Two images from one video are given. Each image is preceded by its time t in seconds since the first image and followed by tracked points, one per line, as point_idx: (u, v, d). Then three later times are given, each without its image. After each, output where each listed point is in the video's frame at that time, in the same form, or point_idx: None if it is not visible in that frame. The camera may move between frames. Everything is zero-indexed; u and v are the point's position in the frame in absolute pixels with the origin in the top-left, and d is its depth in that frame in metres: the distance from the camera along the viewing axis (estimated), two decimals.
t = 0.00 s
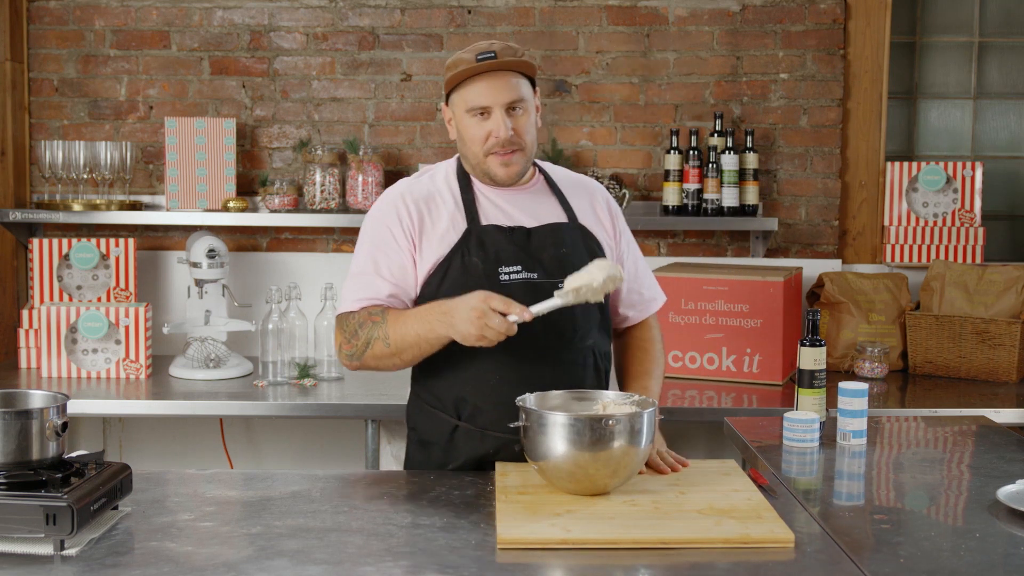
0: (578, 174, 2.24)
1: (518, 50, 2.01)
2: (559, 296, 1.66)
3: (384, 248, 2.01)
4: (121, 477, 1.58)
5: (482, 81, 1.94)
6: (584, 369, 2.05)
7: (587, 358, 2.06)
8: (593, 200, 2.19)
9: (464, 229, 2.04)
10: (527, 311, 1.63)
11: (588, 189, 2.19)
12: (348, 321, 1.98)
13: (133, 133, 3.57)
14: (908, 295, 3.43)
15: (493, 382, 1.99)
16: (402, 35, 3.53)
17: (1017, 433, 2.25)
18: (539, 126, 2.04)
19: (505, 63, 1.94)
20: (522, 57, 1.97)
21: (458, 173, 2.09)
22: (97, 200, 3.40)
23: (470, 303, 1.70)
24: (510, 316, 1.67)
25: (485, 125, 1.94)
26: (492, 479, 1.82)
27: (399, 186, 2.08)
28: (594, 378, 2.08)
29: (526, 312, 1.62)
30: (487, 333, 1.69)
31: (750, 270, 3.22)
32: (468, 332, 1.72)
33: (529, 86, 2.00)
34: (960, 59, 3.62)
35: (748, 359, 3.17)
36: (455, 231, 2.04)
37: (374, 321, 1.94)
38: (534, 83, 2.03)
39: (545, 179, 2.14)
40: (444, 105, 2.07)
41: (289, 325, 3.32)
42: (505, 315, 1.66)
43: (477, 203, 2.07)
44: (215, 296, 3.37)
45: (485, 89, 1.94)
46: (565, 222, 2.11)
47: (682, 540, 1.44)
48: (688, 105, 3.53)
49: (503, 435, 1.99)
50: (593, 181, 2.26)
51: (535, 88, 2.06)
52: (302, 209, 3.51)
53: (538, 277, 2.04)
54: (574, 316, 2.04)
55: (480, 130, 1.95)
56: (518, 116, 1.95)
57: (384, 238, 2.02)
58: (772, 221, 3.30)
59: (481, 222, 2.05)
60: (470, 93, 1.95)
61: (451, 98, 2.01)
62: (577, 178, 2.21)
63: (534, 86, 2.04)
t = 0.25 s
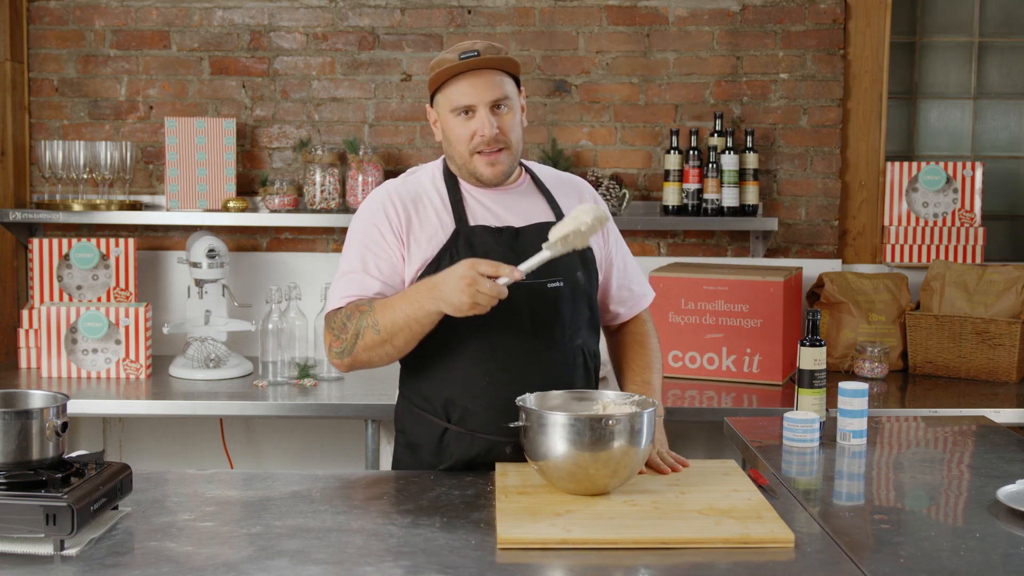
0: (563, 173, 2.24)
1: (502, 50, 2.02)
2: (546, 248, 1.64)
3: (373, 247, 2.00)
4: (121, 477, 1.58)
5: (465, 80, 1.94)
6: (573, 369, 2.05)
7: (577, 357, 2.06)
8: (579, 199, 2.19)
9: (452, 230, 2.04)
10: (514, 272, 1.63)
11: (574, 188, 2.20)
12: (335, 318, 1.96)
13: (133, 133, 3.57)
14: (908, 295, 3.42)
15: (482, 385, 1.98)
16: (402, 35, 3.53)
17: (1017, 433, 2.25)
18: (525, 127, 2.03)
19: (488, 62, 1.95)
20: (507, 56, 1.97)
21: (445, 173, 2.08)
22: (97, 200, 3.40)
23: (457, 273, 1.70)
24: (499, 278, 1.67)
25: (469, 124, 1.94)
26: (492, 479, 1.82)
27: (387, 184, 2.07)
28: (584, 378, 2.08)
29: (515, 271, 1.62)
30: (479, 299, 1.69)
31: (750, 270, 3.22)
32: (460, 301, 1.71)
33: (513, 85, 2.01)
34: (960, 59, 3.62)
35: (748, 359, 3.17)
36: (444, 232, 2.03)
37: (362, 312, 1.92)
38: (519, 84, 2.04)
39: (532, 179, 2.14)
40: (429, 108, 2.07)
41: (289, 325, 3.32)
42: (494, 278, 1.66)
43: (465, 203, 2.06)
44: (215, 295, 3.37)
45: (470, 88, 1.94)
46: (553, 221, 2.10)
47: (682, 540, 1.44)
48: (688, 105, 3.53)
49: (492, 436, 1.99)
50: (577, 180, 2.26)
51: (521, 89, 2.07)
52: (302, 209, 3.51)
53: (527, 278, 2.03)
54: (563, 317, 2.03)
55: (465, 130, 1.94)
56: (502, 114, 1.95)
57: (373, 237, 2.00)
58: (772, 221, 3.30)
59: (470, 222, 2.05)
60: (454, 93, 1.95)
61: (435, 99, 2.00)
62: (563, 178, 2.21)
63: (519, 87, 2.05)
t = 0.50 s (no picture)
0: (559, 171, 2.23)
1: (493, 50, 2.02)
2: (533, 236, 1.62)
3: (367, 253, 2.01)
4: (121, 477, 1.58)
5: (457, 81, 1.94)
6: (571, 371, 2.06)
7: (574, 358, 2.07)
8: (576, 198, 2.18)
9: (446, 234, 2.03)
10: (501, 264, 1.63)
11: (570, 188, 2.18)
12: (329, 325, 1.97)
13: (133, 133, 3.57)
14: (908, 295, 3.42)
15: (478, 387, 1.98)
16: (402, 35, 3.53)
17: (1017, 433, 2.25)
18: (519, 126, 2.03)
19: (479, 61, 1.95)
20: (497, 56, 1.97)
21: (439, 176, 2.08)
22: (97, 200, 3.40)
23: (446, 270, 1.70)
24: (488, 271, 1.67)
25: (462, 124, 1.94)
26: (492, 479, 1.82)
27: (380, 190, 2.07)
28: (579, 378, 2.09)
29: (501, 263, 1.61)
30: (470, 295, 1.69)
31: (750, 270, 3.22)
32: (450, 298, 1.71)
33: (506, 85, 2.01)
34: (960, 59, 3.62)
35: (748, 359, 3.17)
36: (437, 236, 2.04)
37: (354, 317, 1.92)
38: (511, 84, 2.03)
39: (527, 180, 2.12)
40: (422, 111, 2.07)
41: (289, 325, 3.32)
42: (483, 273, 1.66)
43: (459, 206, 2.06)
44: (215, 295, 3.37)
45: (462, 88, 1.94)
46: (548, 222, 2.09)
47: (682, 540, 1.44)
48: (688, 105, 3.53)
49: (491, 440, 1.98)
50: (574, 177, 2.25)
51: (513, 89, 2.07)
52: (302, 209, 3.51)
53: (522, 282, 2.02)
54: (559, 319, 2.04)
55: (458, 130, 1.94)
56: (495, 114, 1.94)
57: (367, 243, 2.01)
58: (772, 221, 3.30)
59: (464, 226, 2.04)
60: (446, 94, 1.95)
61: (428, 102, 2.00)
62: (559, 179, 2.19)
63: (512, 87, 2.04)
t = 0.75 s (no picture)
0: (562, 171, 2.22)
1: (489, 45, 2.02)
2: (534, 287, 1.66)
3: (367, 262, 2.01)
4: (121, 477, 1.58)
5: (453, 76, 1.94)
6: (572, 373, 2.06)
7: (575, 361, 2.07)
8: (579, 198, 2.17)
9: (446, 237, 2.03)
10: (505, 305, 1.62)
11: (573, 189, 2.17)
12: (330, 336, 1.99)
13: (133, 133, 3.57)
14: (908, 295, 3.42)
15: (479, 390, 1.98)
16: (402, 35, 3.53)
17: (1017, 432, 2.25)
18: (516, 121, 2.03)
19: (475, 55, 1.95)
20: (493, 48, 1.97)
21: (440, 178, 2.08)
22: (97, 200, 3.40)
23: (448, 309, 1.69)
24: (490, 312, 1.67)
25: (459, 119, 1.94)
26: (492, 479, 1.82)
27: (380, 195, 2.06)
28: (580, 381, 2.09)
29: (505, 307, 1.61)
30: (471, 335, 1.69)
31: (750, 270, 3.22)
32: (451, 336, 1.71)
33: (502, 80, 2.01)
34: (960, 59, 3.62)
35: (748, 360, 3.17)
36: (437, 241, 2.03)
37: (355, 334, 1.94)
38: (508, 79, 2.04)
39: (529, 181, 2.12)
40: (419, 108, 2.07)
41: (289, 325, 3.32)
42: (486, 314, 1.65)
43: (460, 209, 2.06)
44: (215, 295, 3.37)
45: (457, 82, 1.94)
46: (550, 225, 2.09)
47: (682, 540, 1.44)
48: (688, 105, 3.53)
49: (492, 444, 1.98)
50: (577, 176, 2.24)
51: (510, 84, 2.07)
52: (302, 209, 3.51)
53: (523, 285, 2.02)
54: (561, 322, 2.03)
55: (454, 125, 1.94)
56: (491, 108, 1.94)
57: (367, 252, 2.01)
58: (772, 221, 3.30)
59: (465, 229, 2.05)
60: (443, 89, 1.95)
61: (425, 99, 2.01)
62: (562, 178, 2.18)
63: (509, 81, 2.04)
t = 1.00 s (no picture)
0: (565, 171, 2.21)
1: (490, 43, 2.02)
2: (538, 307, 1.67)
3: (368, 265, 2.01)
4: (121, 477, 1.58)
5: (454, 75, 1.94)
6: (574, 374, 2.06)
7: (577, 363, 2.06)
8: (582, 199, 2.16)
9: (447, 239, 2.03)
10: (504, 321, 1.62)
11: (576, 189, 2.17)
12: (330, 340, 1.99)
13: (133, 133, 3.57)
14: (908, 295, 3.42)
15: (480, 391, 1.98)
16: (402, 35, 3.53)
17: (1017, 432, 2.25)
18: (518, 119, 2.03)
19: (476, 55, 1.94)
20: (494, 47, 1.96)
21: (441, 180, 2.08)
22: (97, 200, 3.40)
23: (448, 320, 1.69)
24: (489, 325, 1.67)
25: (460, 119, 1.94)
26: (491, 479, 1.82)
27: (382, 198, 2.07)
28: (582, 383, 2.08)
29: (503, 323, 1.60)
30: (471, 347, 1.69)
31: (750, 270, 3.22)
32: (450, 348, 1.71)
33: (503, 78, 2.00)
34: (960, 59, 3.62)
35: (748, 360, 3.17)
36: (439, 244, 2.03)
37: (355, 338, 1.95)
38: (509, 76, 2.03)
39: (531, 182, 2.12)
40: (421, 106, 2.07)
41: (289, 325, 3.32)
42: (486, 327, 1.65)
43: (461, 211, 2.06)
44: (215, 295, 3.37)
45: (459, 82, 1.94)
46: (553, 226, 2.08)
47: (682, 540, 1.44)
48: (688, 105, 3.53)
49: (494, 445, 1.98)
50: (581, 176, 2.23)
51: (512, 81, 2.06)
52: (302, 209, 3.51)
53: (525, 286, 2.02)
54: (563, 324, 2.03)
55: (456, 125, 1.94)
56: (493, 107, 1.94)
57: (368, 255, 2.01)
58: (772, 221, 3.30)
59: (466, 231, 2.05)
60: (444, 88, 1.95)
61: (426, 97, 2.01)
62: (565, 179, 2.18)
63: (510, 78, 2.04)
